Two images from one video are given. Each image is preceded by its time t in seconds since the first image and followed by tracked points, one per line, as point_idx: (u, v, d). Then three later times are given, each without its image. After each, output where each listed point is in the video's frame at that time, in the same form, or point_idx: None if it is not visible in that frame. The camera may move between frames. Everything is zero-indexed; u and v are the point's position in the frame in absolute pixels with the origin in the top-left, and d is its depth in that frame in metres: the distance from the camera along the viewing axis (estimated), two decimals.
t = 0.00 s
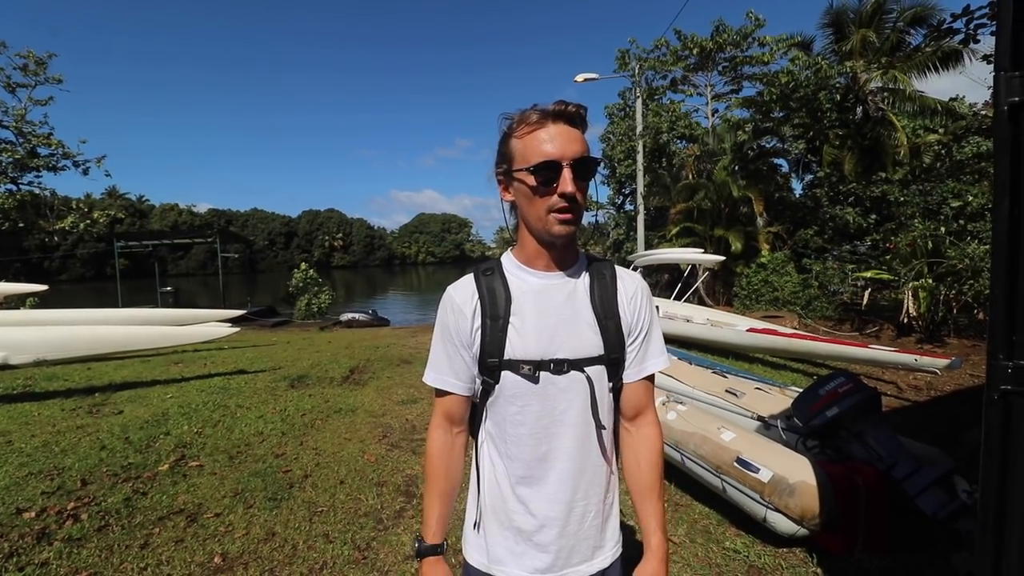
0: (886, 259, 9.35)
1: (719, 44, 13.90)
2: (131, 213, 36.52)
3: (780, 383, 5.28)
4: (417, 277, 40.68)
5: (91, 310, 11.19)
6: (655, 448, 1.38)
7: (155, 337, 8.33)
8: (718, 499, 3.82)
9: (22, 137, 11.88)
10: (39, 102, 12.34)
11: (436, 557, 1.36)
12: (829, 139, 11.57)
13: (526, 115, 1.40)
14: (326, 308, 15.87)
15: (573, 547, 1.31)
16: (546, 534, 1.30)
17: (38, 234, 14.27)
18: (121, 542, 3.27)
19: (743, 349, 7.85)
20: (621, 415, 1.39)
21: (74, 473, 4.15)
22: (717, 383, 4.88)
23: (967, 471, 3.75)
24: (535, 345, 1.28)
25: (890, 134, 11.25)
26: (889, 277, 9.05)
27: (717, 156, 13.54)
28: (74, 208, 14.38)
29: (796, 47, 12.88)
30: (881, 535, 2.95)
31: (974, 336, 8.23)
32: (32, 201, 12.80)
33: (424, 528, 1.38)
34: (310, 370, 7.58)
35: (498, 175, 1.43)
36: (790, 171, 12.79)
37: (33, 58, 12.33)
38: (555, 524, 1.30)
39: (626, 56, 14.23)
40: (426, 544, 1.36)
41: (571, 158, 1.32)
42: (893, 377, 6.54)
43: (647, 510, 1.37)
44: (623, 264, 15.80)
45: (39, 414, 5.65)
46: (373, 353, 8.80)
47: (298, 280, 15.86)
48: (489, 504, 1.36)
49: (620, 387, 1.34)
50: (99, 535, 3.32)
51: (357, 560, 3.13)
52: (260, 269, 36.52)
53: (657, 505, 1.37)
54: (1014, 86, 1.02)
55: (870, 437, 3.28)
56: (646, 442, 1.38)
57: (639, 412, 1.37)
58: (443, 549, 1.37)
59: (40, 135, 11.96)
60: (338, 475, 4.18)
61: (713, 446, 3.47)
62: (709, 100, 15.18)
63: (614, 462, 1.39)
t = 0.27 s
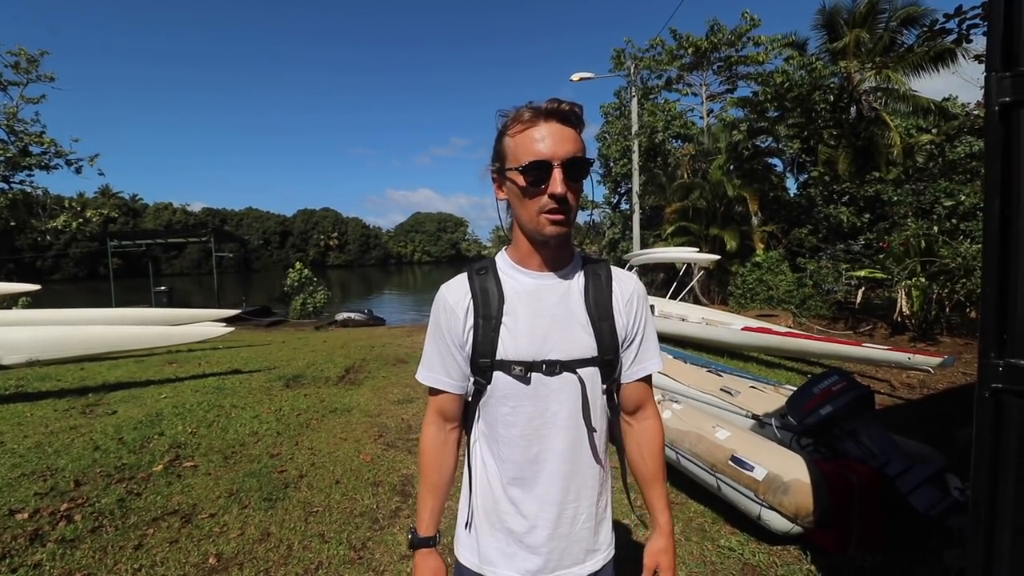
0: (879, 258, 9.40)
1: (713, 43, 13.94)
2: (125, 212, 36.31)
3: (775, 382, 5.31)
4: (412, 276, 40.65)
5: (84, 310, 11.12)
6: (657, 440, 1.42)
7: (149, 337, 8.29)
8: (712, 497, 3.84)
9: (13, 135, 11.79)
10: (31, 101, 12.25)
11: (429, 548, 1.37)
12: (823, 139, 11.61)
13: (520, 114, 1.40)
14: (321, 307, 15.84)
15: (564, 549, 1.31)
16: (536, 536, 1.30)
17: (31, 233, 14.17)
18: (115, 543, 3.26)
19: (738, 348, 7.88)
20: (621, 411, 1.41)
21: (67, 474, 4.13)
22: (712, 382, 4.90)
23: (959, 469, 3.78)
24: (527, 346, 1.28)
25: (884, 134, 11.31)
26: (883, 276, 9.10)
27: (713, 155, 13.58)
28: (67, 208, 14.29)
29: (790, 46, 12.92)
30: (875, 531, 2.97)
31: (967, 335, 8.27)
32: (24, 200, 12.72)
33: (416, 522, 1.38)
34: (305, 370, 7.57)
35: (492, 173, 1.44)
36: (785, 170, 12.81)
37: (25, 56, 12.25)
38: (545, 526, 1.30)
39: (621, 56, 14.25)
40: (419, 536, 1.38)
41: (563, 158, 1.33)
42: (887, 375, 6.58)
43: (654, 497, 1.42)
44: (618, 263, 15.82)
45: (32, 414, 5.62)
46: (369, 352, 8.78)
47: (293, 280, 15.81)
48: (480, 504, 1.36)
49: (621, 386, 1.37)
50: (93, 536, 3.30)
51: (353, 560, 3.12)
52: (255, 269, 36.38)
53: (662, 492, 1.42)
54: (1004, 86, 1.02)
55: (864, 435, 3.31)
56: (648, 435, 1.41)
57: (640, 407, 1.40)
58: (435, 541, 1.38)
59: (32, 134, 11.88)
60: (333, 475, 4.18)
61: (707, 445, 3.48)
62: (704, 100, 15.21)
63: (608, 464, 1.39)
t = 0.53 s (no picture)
0: (877, 258, 9.42)
1: (712, 43, 13.94)
2: (122, 211, 36.19)
3: (773, 381, 5.32)
4: (411, 276, 40.61)
5: (81, 309, 11.08)
6: (661, 445, 1.38)
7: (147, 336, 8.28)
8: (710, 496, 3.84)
9: (10, 134, 11.76)
10: (28, 99, 12.21)
11: (421, 568, 1.33)
12: (821, 139, 11.63)
13: (526, 110, 1.39)
14: (319, 307, 15.83)
15: (563, 549, 1.31)
16: (536, 537, 1.30)
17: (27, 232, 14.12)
18: (112, 543, 3.25)
19: (735, 347, 7.89)
20: (622, 415, 1.40)
21: (64, 474, 4.12)
22: (710, 381, 4.90)
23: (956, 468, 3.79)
24: (524, 345, 1.28)
25: (882, 134, 11.33)
26: (880, 276, 9.12)
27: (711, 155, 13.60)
28: (64, 207, 14.25)
29: (788, 47, 12.93)
30: (871, 531, 2.96)
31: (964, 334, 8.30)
32: (20, 199, 12.68)
33: (409, 540, 1.34)
34: (303, 369, 7.56)
35: (494, 167, 1.42)
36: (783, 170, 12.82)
37: (21, 55, 12.21)
38: (544, 527, 1.30)
39: (620, 56, 14.25)
40: (412, 557, 1.33)
41: (569, 158, 1.32)
42: (884, 375, 6.59)
43: (660, 510, 1.36)
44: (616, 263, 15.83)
45: (28, 414, 5.60)
46: (367, 352, 8.77)
47: (291, 279, 15.78)
48: (478, 508, 1.35)
49: (619, 386, 1.37)
50: (90, 536, 3.30)
51: (351, 560, 3.12)
52: (253, 268, 36.32)
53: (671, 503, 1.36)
54: (1001, 87, 1.02)
55: (861, 435, 3.31)
56: (652, 441, 1.38)
57: (640, 411, 1.39)
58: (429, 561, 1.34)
59: (29, 133, 11.84)
60: (332, 474, 4.18)
61: (706, 444, 3.48)
62: (702, 100, 15.23)
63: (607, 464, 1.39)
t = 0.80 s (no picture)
0: (875, 256, 9.43)
1: (710, 42, 13.94)
2: (120, 211, 36.12)
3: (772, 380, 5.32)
4: (409, 275, 40.58)
5: (79, 309, 11.05)
6: (645, 437, 1.41)
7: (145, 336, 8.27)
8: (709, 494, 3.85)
9: (8, 133, 11.73)
10: (25, 98, 12.18)
11: None
12: (820, 138, 11.63)
13: (552, 105, 1.35)
14: (318, 306, 15.81)
15: (573, 547, 1.31)
16: (547, 539, 1.29)
17: (25, 232, 14.09)
18: (111, 543, 3.24)
19: (734, 346, 7.89)
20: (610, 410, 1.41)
21: (62, 474, 4.11)
22: (709, 380, 4.90)
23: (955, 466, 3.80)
24: (528, 345, 1.27)
25: (880, 132, 11.31)
26: (879, 274, 9.13)
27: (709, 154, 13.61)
28: (61, 206, 14.23)
29: (787, 45, 12.92)
30: (870, 530, 2.95)
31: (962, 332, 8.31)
32: (17, 199, 12.65)
33: (413, 555, 1.31)
34: (302, 369, 7.55)
35: (510, 153, 1.34)
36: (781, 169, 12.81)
37: (18, 54, 12.18)
38: (554, 527, 1.29)
39: (618, 54, 14.25)
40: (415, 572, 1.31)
41: (598, 162, 1.32)
42: (883, 373, 6.60)
43: (642, 503, 1.36)
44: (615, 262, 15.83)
45: (26, 414, 5.60)
46: (366, 351, 8.76)
47: (290, 279, 15.77)
48: (483, 514, 1.33)
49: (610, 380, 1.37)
50: (88, 536, 3.29)
51: (350, 559, 3.12)
52: (251, 268, 36.26)
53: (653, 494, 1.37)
54: (1001, 84, 1.02)
55: (860, 432, 3.32)
56: (637, 434, 1.40)
57: (627, 405, 1.40)
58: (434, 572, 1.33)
59: (26, 132, 11.81)
60: (331, 474, 4.17)
61: (705, 443, 3.48)
62: (701, 99, 15.22)
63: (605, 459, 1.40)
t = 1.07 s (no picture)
0: (874, 257, 9.44)
1: (709, 42, 13.95)
2: (119, 211, 36.08)
3: (771, 380, 5.32)
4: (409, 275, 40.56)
5: (77, 309, 11.03)
6: (634, 434, 1.47)
7: (144, 336, 8.26)
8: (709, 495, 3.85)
9: (6, 134, 11.71)
10: (24, 98, 12.17)
11: None
12: (818, 138, 11.64)
13: (553, 103, 1.33)
14: (317, 306, 15.78)
15: (581, 546, 1.32)
16: (558, 540, 1.28)
17: (23, 232, 14.07)
18: (109, 544, 3.23)
19: (734, 346, 7.89)
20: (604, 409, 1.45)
21: (60, 475, 4.10)
22: (709, 380, 4.90)
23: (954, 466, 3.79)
24: (537, 348, 1.25)
25: (878, 133, 11.31)
26: (878, 275, 9.13)
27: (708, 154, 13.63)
28: (60, 206, 14.21)
29: (786, 45, 12.93)
30: (869, 530, 2.95)
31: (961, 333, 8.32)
32: (16, 199, 12.64)
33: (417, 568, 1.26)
34: (301, 369, 7.54)
35: (515, 152, 1.30)
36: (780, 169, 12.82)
37: (17, 54, 12.18)
38: (564, 528, 1.29)
39: (617, 55, 14.25)
40: None
41: (603, 162, 1.31)
42: (882, 374, 6.60)
43: (635, 495, 1.45)
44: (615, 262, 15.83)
45: (24, 415, 5.58)
46: (365, 351, 8.75)
47: (289, 279, 15.76)
48: (490, 522, 1.30)
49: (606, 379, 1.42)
50: (86, 537, 3.28)
51: (349, 560, 3.11)
52: (250, 268, 36.24)
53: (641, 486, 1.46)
54: (1002, 83, 0.98)
55: (860, 433, 3.31)
56: (628, 429, 1.47)
57: (619, 402, 1.45)
58: None
59: (24, 132, 11.80)
60: (329, 474, 4.17)
61: (705, 443, 3.47)
62: (699, 99, 15.23)
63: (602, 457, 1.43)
